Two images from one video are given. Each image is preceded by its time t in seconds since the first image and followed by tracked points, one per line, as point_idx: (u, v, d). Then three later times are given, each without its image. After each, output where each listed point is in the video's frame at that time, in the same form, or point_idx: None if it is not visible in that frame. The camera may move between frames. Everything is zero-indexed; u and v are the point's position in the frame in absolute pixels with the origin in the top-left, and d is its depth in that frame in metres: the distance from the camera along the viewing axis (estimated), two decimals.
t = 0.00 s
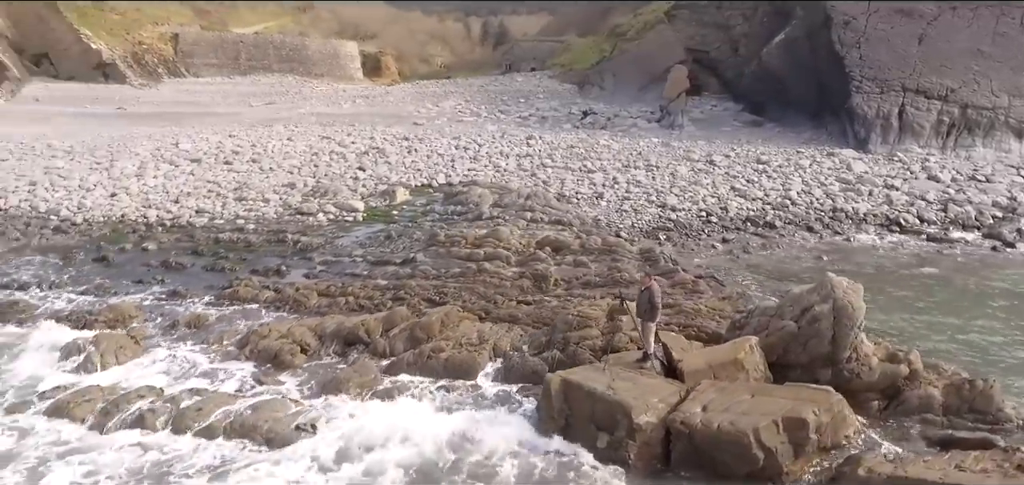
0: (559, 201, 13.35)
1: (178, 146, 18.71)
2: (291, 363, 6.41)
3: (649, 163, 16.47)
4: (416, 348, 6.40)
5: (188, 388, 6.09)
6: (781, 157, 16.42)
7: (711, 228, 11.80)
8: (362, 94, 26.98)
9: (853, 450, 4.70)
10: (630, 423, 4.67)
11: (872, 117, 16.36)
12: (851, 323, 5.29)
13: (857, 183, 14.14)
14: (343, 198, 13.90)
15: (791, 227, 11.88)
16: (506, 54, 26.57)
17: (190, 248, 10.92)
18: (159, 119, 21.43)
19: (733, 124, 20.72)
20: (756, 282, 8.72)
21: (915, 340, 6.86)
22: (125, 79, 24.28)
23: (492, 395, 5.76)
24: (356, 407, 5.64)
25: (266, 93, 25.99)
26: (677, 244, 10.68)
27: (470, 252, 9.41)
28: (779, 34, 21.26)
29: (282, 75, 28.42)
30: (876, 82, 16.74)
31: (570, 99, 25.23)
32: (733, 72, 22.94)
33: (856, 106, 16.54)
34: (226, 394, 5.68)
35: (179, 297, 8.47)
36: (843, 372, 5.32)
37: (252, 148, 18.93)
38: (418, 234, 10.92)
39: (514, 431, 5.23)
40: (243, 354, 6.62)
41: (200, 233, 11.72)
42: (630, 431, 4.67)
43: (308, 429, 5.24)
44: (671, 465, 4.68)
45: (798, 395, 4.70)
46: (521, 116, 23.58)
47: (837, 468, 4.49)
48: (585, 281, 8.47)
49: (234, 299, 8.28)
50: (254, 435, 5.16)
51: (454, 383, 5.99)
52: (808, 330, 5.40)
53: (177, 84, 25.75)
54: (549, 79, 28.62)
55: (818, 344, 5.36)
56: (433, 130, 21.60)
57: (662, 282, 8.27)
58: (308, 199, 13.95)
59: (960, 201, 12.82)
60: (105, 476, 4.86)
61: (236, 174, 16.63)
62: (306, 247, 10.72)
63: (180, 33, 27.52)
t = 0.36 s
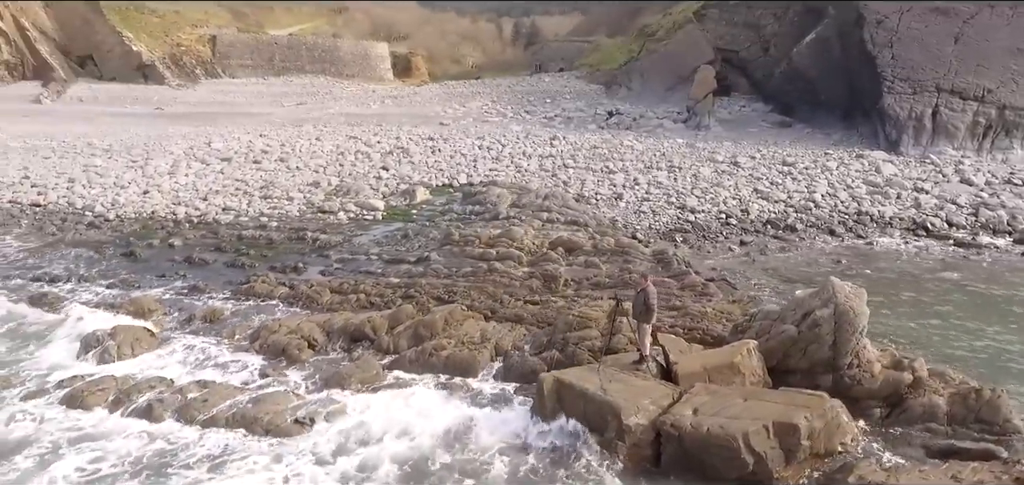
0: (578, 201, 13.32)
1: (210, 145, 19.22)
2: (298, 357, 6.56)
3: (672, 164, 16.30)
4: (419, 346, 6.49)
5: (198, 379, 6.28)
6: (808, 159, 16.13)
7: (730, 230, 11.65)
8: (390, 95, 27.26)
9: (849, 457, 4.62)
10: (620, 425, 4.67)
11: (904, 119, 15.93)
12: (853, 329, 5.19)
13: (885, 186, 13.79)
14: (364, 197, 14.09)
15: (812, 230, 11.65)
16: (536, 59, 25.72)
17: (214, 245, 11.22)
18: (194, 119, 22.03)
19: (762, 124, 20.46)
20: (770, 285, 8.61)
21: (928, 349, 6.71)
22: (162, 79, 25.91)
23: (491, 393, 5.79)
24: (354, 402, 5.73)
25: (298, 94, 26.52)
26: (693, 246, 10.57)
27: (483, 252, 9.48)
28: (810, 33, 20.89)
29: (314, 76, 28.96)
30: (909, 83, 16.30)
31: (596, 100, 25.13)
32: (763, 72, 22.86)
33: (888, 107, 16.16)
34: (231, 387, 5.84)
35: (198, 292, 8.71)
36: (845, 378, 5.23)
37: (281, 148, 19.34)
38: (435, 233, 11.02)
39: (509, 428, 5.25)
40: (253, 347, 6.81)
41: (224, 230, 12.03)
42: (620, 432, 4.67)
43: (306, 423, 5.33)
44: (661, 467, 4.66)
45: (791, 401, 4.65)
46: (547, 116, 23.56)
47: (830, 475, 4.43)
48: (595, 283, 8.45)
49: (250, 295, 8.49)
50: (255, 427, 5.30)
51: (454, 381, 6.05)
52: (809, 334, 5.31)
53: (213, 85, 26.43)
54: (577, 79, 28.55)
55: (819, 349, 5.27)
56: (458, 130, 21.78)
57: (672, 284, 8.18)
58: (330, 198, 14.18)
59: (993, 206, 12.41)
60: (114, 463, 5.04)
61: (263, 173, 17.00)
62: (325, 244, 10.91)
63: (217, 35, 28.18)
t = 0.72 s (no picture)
0: (596, 202, 13.29)
1: (241, 144, 19.69)
2: (305, 352, 6.72)
3: (695, 166, 16.12)
4: (423, 343, 6.58)
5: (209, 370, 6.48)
6: (835, 161, 15.80)
7: (748, 233, 11.49)
8: (419, 95, 27.52)
9: (843, 464, 4.54)
10: (609, 425, 4.68)
11: (937, 120, 15.55)
12: (853, 335, 5.10)
13: (914, 189, 13.44)
14: (385, 196, 14.29)
15: (834, 233, 11.43)
16: (566, 59, 25.50)
17: (236, 241, 11.51)
18: (228, 119, 22.61)
19: (790, 126, 20.11)
20: (784, 289, 8.48)
21: (941, 358, 6.54)
22: (200, 80, 25.89)
23: (490, 392, 5.84)
24: (355, 396, 5.84)
25: (329, 94, 27.01)
26: (709, 249, 10.46)
27: (496, 251, 9.54)
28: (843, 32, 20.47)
29: (345, 77, 29.44)
30: (943, 84, 15.85)
31: (623, 101, 24.97)
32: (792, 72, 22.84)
33: (920, 108, 15.81)
34: (237, 381, 6.01)
35: (217, 287, 8.96)
36: (844, 384, 5.14)
37: (309, 147, 19.74)
38: (451, 232, 11.12)
39: (505, 427, 5.28)
40: (264, 342, 7.00)
41: (248, 228, 12.33)
42: (609, 433, 4.68)
43: (307, 416, 5.45)
44: (650, 468, 4.64)
45: (783, 406, 4.59)
46: (572, 117, 23.52)
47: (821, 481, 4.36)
48: (604, 284, 8.42)
49: (266, 290, 8.70)
50: (257, 418, 5.44)
51: (454, 379, 6.13)
52: (808, 339, 5.23)
53: (248, 85, 27.09)
54: (605, 80, 28.43)
55: (818, 354, 5.19)
56: (483, 131, 21.90)
57: (681, 287, 8.10)
58: (352, 197, 14.40)
59: None
60: (123, 451, 5.23)
61: (290, 171, 17.35)
62: (343, 242, 11.10)
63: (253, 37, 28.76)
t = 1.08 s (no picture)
0: (615, 203, 13.23)
1: (270, 144, 20.11)
2: (313, 347, 6.86)
3: (719, 167, 15.92)
4: (426, 340, 6.67)
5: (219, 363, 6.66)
6: (864, 163, 15.45)
7: (767, 235, 11.32)
8: (446, 96, 27.69)
9: (836, 470, 4.47)
10: (598, 425, 4.68)
11: (973, 122, 15.03)
12: (852, 340, 5.02)
13: (944, 193, 13.08)
14: (406, 196, 14.46)
15: (856, 237, 11.20)
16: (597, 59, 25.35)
17: (258, 238, 11.79)
18: (260, 120, 23.11)
19: (819, 127, 19.72)
20: (797, 293, 8.35)
21: (953, 368, 6.39)
22: (234, 81, 26.69)
23: (488, 391, 5.88)
24: (356, 392, 5.94)
25: (358, 94, 27.37)
26: (725, 251, 10.34)
27: (508, 251, 9.58)
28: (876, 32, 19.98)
29: (374, 78, 29.71)
30: (979, 84, 15.41)
31: (649, 101, 24.75)
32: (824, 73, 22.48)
33: (954, 109, 15.31)
34: (244, 374, 6.18)
35: (235, 283, 9.19)
36: (842, 390, 5.05)
37: (335, 147, 20.07)
38: (467, 232, 11.21)
39: (500, 426, 5.30)
40: (275, 336, 7.17)
41: (270, 225, 12.62)
42: (598, 432, 4.68)
43: (307, 409, 5.55)
44: (639, 469, 4.64)
45: (774, 410, 4.54)
46: (598, 118, 23.43)
47: None
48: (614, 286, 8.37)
49: (281, 287, 8.90)
50: (259, 412, 5.59)
51: (454, 377, 6.19)
52: (806, 344, 5.16)
53: (280, 86, 27.64)
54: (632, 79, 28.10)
55: (816, 359, 5.12)
56: (508, 131, 21.96)
57: (690, 289, 8.03)
58: (373, 196, 14.59)
59: None
60: (132, 438, 5.43)
61: (316, 170, 17.67)
62: (360, 240, 11.28)
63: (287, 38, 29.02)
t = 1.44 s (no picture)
0: (633, 204, 13.17)
1: (298, 143, 20.51)
2: (320, 342, 7.01)
3: (742, 169, 15.71)
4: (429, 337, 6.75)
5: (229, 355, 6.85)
6: (892, 166, 15.08)
7: (786, 238, 11.15)
8: (472, 96, 27.77)
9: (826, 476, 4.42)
10: (587, 425, 4.69)
11: (1008, 123, 14.63)
12: (849, 345, 4.93)
13: (974, 197, 12.74)
14: (425, 195, 14.62)
15: (877, 241, 11.00)
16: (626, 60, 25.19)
17: (279, 236, 12.06)
18: (290, 119, 23.58)
19: (849, 128, 19.31)
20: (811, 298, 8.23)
21: (964, 378, 6.24)
22: (267, 81, 27.40)
23: (486, 388, 5.94)
24: (357, 387, 6.05)
25: (387, 95, 27.71)
26: (741, 254, 10.23)
27: (519, 251, 9.63)
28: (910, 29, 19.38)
29: (403, 79, 30.02)
30: (1015, 84, 14.94)
31: (676, 101, 24.49)
32: (858, 72, 21.91)
33: (989, 110, 14.94)
34: (251, 367, 6.35)
35: (252, 278, 9.42)
36: (840, 395, 4.97)
37: (361, 146, 20.38)
38: (481, 231, 11.29)
39: (494, 425, 5.35)
40: (284, 330, 7.34)
41: (292, 223, 12.90)
42: (587, 432, 4.69)
43: (308, 402, 5.69)
44: (627, 469, 4.65)
45: (763, 413, 4.51)
46: (622, 118, 23.29)
47: None
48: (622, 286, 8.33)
49: (296, 283, 9.11)
50: (262, 404, 5.74)
51: (454, 373, 6.26)
52: (803, 347, 5.09)
53: (310, 87, 28.15)
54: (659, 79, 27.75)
55: (813, 363, 5.04)
56: (532, 131, 22.00)
57: (699, 291, 7.96)
58: (394, 195, 14.78)
59: None
60: (142, 426, 5.64)
61: (340, 169, 17.97)
62: (377, 239, 11.46)
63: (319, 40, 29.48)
